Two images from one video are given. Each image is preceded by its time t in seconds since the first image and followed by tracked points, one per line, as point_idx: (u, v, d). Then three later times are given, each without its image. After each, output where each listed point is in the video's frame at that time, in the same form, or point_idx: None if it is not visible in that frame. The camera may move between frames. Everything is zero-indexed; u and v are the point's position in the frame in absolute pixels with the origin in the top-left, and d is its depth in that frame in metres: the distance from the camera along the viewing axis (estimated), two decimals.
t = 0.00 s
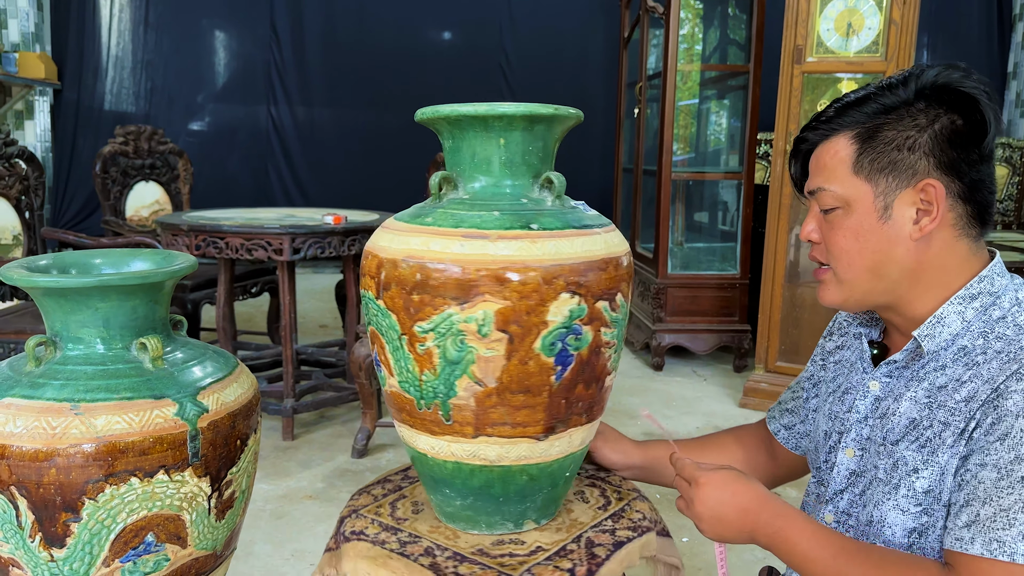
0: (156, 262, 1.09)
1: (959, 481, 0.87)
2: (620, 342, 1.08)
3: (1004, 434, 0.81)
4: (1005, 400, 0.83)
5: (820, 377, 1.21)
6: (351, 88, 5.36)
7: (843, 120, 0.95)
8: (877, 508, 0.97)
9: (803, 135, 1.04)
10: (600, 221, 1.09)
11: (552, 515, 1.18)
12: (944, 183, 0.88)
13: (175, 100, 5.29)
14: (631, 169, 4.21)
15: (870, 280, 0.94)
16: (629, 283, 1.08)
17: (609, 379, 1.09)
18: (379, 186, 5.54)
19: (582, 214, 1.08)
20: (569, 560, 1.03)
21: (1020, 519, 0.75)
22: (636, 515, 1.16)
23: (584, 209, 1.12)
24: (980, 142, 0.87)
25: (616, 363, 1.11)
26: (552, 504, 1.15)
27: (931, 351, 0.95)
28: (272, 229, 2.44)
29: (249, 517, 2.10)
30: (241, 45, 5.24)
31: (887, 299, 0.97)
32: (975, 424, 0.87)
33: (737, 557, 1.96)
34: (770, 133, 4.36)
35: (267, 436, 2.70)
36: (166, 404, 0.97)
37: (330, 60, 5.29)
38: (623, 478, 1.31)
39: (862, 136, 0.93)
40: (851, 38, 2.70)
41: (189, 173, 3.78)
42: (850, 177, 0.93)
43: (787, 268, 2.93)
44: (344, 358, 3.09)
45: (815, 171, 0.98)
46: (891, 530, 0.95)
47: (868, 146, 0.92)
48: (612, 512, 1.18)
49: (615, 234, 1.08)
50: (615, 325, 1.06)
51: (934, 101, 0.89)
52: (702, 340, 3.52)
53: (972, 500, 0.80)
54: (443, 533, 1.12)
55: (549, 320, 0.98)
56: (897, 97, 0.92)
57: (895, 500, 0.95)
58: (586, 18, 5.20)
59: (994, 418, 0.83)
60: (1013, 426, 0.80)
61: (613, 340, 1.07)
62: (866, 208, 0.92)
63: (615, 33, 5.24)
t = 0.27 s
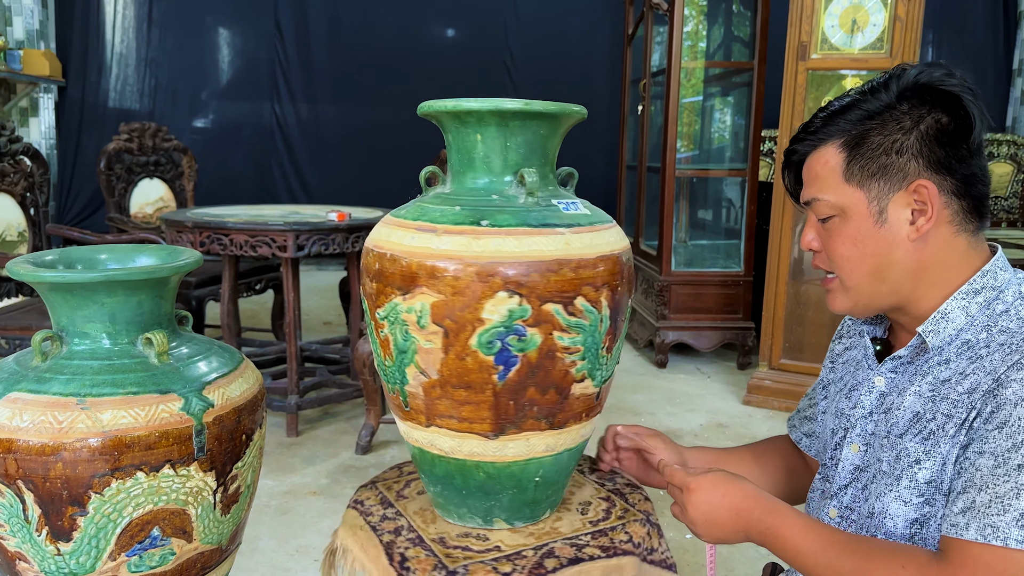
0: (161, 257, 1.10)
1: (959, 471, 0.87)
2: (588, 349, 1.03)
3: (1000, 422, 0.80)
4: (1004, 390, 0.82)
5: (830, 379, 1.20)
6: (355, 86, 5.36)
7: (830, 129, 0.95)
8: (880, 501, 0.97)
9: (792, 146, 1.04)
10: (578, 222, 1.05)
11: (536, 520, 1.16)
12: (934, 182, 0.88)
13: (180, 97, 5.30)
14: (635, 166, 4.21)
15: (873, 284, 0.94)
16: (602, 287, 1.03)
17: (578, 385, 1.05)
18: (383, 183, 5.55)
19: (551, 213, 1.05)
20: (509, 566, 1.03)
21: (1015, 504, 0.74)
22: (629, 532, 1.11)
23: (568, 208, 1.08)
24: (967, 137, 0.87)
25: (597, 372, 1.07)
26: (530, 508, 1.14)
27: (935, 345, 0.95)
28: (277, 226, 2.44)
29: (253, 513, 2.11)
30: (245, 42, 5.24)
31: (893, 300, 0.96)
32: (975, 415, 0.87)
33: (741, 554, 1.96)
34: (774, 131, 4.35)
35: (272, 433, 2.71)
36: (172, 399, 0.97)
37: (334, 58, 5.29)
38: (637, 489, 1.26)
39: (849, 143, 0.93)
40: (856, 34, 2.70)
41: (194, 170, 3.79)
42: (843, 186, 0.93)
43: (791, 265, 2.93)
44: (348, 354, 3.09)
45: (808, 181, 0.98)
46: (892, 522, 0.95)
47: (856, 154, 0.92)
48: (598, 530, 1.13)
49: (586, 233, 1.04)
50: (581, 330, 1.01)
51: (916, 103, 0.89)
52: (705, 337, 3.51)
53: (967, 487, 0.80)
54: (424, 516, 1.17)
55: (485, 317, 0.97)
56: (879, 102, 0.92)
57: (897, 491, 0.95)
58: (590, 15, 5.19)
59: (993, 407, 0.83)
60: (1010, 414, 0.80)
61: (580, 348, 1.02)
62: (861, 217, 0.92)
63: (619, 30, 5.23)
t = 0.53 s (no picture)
0: (166, 256, 1.10)
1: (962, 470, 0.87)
2: (543, 354, 1.01)
3: (1002, 421, 0.80)
4: (1005, 389, 0.82)
5: (831, 377, 1.20)
6: (358, 85, 5.35)
7: (842, 120, 0.95)
8: (882, 499, 0.97)
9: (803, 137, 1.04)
10: (544, 224, 1.03)
11: (511, 523, 1.16)
12: (942, 179, 0.88)
13: (183, 96, 5.30)
14: (638, 165, 4.21)
15: (873, 279, 0.94)
16: (560, 291, 1.00)
17: (535, 390, 1.03)
18: (385, 181, 5.55)
19: (515, 213, 1.04)
20: (450, 562, 1.04)
21: (1016, 503, 0.74)
22: (605, 553, 1.06)
23: (541, 208, 1.06)
24: (978, 137, 0.87)
25: (560, 380, 1.05)
26: (502, 509, 1.15)
27: (936, 344, 0.95)
28: (280, 225, 2.44)
29: (256, 510, 2.11)
30: (247, 40, 5.24)
31: (895, 298, 0.96)
32: (977, 414, 0.87)
33: (744, 553, 1.96)
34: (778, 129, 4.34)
35: (275, 431, 2.71)
36: (177, 397, 0.97)
37: (336, 56, 5.29)
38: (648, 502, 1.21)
39: (860, 136, 0.93)
40: (859, 33, 2.69)
41: (198, 168, 3.80)
42: (850, 177, 0.93)
43: (795, 264, 2.92)
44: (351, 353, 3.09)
45: (817, 171, 0.98)
46: (895, 520, 0.95)
47: (867, 147, 0.92)
48: (570, 543, 1.09)
49: (546, 235, 1.01)
50: (533, 334, 1.00)
51: (929, 100, 0.89)
52: (708, 336, 3.50)
53: (969, 485, 0.80)
54: (419, 501, 1.23)
55: (431, 313, 1.00)
56: (892, 97, 0.91)
57: (898, 489, 0.95)
58: (593, 13, 5.19)
59: (995, 406, 0.83)
60: (1012, 413, 0.80)
61: (533, 353, 1.00)
62: (866, 209, 0.92)
63: (622, 28, 5.22)
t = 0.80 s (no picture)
0: (169, 256, 1.10)
1: (966, 472, 0.87)
2: (498, 355, 1.01)
3: (1008, 422, 0.81)
4: (1010, 390, 0.82)
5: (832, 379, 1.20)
6: (360, 84, 5.36)
7: (843, 121, 0.95)
8: (887, 500, 0.97)
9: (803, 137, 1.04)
10: (507, 225, 1.02)
11: (487, 522, 1.17)
12: (943, 180, 0.88)
13: (186, 95, 5.31)
14: (640, 164, 4.20)
15: (872, 279, 0.94)
16: (513, 293, 0.99)
17: (493, 390, 1.04)
18: (387, 181, 5.54)
19: (481, 214, 1.04)
20: (407, 552, 1.06)
21: None
22: (562, 566, 1.03)
23: (512, 210, 1.05)
24: (978, 139, 0.87)
25: (519, 382, 1.04)
26: (477, 506, 1.16)
27: (937, 344, 0.95)
28: (282, 224, 2.45)
29: (258, 509, 2.11)
30: (250, 38, 5.24)
31: (895, 297, 0.96)
32: (981, 415, 0.87)
33: (744, 553, 1.96)
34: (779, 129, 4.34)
35: (277, 430, 2.72)
36: (180, 396, 0.98)
37: (338, 55, 5.29)
38: (644, 520, 1.15)
39: (861, 136, 0.93)
40: (861, 33, 2.69)
41: (200, 167, 3.80)
42: (851, 177, 0.93)
43: (796, 264, 2.92)
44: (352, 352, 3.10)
45: (817, 172, 0.98)
46: (901, 522, 0.95)
47: (867, 147, 0.92)
48: (533, 550, 1.08)
49: (506, 236, 1.01)
50: (486, 335, 1.00)
51: (930, 101, 0.89)
52: (710, 336, 3.50)
53: (976, 488, 0.80)
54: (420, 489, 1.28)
55: (393, 308, 1.04)
56: (894, 98, 0.92)
57: (904, 491, 0.95)
58: (595, 13, 5.19)
59: (1000, 407, 0.83)
60: (1017, 415, 0.80)
61: (487, 353, 1.01)
62: (867, 209, 0.92)
63: (624, 28, 5.22)
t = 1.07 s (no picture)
0: (170, 254, 1.11)
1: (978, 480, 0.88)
2: (456, 352, 1.02)
3: None
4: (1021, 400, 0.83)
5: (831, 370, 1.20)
6: (361, 84, 5.36)
7: (854, 113, 0.95)
8: (891, 503, 0.98)
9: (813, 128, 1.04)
10: (470, 224, 1.02)
11: (465, 516, 1.17)
12: (950, 176, 0.89)
13: (187, 94, 5.31)
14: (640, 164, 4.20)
15: (873, 273, 0.94)
16: (467, 291, 0.99)
17: (454, 387, 1.04)
18: (387, 180, 5.55)
19: (452, 211, 1.06)
20: (379, 534, 1.08)
21: None
22: (514, 569, 1.02)
23: (482, 210, 1.05)
24: (988, 137, 0.87)
25: (479, 380, 1.04)
26: (455, 499, 1.17)
27: (938, 345, 0.95)
28: (283, 223, 2.45)
29: (259, 507, 2.12)
30: (251, 38, 5.24)
31: (892, 291, 0.96)
32: (990, 422, 0.88)
33: (744, 551, 1.96)
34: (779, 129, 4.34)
35: (277, 428, 2.72)
36: (181, 394, 0.98)
37: (339, 55, 5.30)
38: (623, 535, 1.10)
39: (870, 129, 0.93)
40: (861, 33, 2.69)
41: (201, 166, 3.80)
42: (859, 169, 0.93)
43: (796, 264, 2.93)
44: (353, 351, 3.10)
45: (824, 161, 0.98)
46: (905, 525, 0.96)
47: (876, 139, 0.92)
48: (495, 550, 1.07)
49: (467, 234, 1.01)
50: (444, 331, 1.01)
51: (943, 98, 0.90)
52: (709, 335, 3.50)
53: (1004, 506, 0.81)
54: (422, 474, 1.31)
55: (370, 299, 1.08)
56: (906, 93, 0.92)
57: (908, 495, 0.96)
58: (596, 13, 5.19)
59: (1013, 420, 0.84)
60: None
61: (446, 349, 1.02)
62: (872, 202, 0.92)
63: (625, 27, 5.22)
